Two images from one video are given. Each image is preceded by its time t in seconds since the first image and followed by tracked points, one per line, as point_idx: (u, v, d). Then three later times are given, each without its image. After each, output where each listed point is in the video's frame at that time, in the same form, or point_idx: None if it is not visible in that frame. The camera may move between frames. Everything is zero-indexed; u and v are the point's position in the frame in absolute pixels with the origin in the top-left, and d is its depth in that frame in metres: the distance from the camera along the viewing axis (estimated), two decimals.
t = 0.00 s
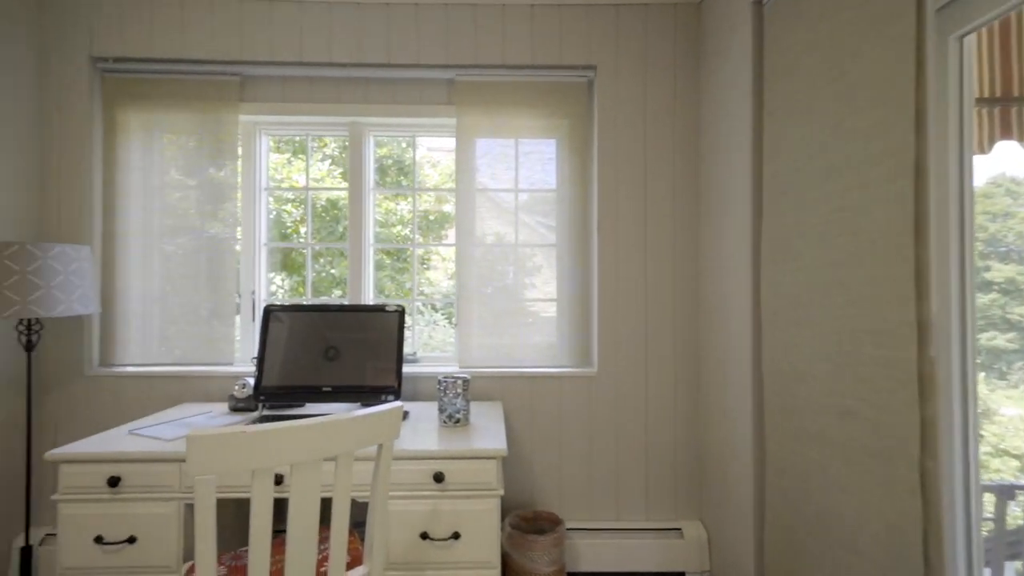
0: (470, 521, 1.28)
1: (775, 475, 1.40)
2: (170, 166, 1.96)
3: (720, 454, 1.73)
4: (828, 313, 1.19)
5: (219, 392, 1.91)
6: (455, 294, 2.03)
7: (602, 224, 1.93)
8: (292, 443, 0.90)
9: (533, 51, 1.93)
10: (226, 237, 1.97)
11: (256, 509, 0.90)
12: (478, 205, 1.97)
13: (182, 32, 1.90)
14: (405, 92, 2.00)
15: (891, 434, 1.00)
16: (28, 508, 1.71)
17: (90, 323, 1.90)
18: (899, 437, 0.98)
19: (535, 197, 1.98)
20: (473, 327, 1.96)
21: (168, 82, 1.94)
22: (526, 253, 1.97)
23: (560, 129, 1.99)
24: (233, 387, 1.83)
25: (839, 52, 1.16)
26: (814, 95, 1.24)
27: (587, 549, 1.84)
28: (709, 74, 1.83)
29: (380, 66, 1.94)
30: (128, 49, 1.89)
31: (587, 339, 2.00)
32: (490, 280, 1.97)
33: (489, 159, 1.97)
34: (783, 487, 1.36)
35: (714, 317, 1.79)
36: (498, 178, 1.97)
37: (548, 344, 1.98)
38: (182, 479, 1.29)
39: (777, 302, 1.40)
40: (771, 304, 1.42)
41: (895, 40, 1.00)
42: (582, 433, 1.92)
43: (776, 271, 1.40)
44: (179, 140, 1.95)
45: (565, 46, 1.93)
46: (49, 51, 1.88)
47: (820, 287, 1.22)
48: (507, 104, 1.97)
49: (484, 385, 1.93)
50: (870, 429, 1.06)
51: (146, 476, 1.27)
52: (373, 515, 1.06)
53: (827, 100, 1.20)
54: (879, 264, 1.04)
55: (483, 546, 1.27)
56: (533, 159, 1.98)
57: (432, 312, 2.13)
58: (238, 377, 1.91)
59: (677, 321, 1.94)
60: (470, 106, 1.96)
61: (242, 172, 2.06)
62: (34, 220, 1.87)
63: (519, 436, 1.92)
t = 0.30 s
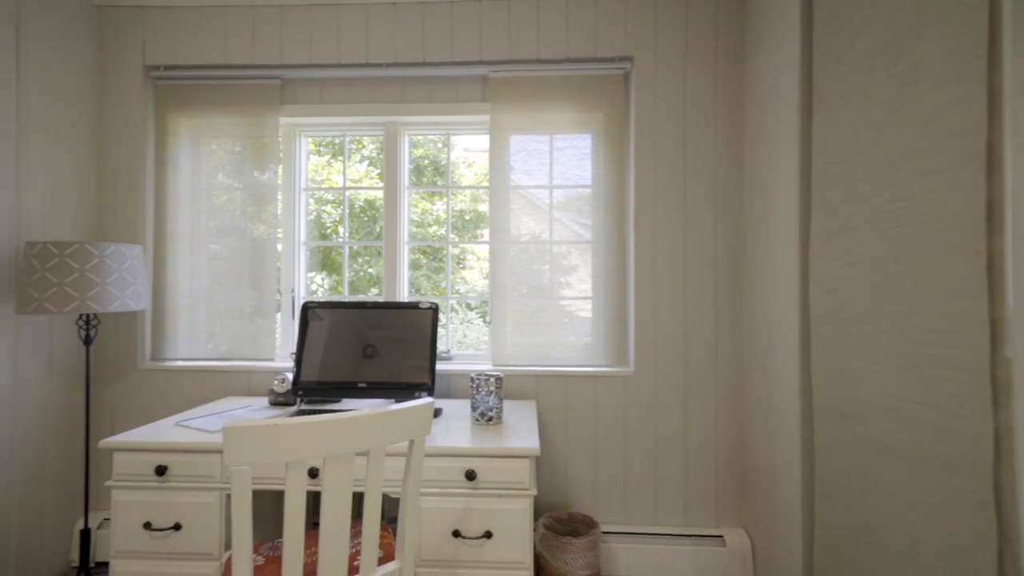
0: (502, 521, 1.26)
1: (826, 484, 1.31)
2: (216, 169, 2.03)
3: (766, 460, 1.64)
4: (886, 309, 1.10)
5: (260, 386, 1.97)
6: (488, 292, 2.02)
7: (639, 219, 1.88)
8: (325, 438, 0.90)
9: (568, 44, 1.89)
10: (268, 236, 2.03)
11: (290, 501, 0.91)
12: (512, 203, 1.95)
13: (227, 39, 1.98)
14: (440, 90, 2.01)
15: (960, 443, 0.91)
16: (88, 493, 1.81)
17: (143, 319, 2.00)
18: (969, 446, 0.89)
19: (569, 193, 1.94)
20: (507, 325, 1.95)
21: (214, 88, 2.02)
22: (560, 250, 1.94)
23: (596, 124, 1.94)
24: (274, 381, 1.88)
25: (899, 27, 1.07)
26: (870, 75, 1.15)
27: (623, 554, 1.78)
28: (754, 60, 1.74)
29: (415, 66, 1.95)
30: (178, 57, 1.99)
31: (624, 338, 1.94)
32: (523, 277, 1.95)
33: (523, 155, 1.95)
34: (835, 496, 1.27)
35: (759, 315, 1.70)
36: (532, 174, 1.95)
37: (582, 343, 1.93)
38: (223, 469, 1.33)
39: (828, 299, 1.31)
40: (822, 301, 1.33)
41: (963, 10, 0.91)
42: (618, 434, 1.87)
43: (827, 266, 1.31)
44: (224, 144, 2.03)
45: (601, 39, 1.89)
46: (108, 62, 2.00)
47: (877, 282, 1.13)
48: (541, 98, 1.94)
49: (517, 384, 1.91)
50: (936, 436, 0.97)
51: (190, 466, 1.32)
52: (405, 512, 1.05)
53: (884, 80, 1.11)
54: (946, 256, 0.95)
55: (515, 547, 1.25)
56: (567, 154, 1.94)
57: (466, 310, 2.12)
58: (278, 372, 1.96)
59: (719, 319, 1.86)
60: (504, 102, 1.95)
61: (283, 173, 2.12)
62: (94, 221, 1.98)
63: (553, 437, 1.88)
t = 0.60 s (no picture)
0: (534, 520, 1.25)
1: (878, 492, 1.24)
2: (258, 171, 2.11)
3: (811, 466, 1.57)
4: (946, 307, 1.02)
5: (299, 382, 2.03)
6: (520, 290, 2.01)
7: (675, 216, 1.83)
8: (360, 432, 0.92)
9: (601, 38, 1.86)
10: (306, 236, 2.09)
11: (326, 493, 0.93)
12: (543, 200, 1.93)
13: (267, 45, 2.05)
14: (472, 89, 2.01)
15: None
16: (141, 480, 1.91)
17: (191, 316, 2.10)
18: None
19: (602, 189, 1.91)
20: (539, 323, 1.94)
21: (256, 93, 2.09)
22: (593, 248, 1.91)
23: (630, 118, 1.89)
24: (311, 377, 1.93)
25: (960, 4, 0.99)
26: (927, 57, 1.08)
27: (658, 558, 1.74)
28: (798, 46, 1.67)
29: (447, 65, 1.96)
30: (222, 65, 2.07)
31: (659, 337, 1.90)
32: (555, 275, 1.93)
33: (555, 152, 1.93)
34: (887, 505, 1.20)
35: (804, 314, 1.62)
36: (564, 171, 1.93)
37: (616, 342, 1.90)
38: (263, 461, 1.37)
39: (880, 296, 1.24)
40: (873, 299, 1.26)
41: None
42: (653, 435, 1.82)
43: (878, 261, 1.24)
44: (265, 148, 2.10)
45: (635, 31, 1.85)
46: (158, 71, 2.10)
47: (935, 277, 1.05)
48: (573, 94, 1.91)
49: (549, 383, 1.89)
50: (1003, 444, 0.89)
51: (232, 457, 1.37)
52: (437, 507, 1.06)
53: (944, 62, 1.03)
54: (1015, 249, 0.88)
55: (547, 547, 1.23)
56: (600, 150, 1.91)
57: (498, 309, 2.12)
58: (316, 368, 2.01)
59: (760, 318, 1.78)
60: (536, 99, 1.93)
61: (320, 175, 2.18)
62: (146, 222, 2.09)
63: (586, 436, 1.86)
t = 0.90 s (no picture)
0: (571, 521, 1.23)
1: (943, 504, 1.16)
2: (301, 174, 2.18)
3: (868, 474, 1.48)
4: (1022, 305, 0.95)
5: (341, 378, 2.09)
6: (556, 289, 2.00)
7: (717, 212, 1.77)
8: (400, 428, 0.93)
9: (639, 32, 1.83)
10: (347, 236, 2.15)
11: (368, 487, 0.95)
12: (580, 198, 1.91)
13: (310, 52, 2.12)
14: (507, 88, 2.01)
15: None
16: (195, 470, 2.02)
17: (240, 313, 2.19)
18: None
19: (640, 186, 1.87)
20: (576, 322, 1.92)
21: (299, 98, 2.17)
22: (631, 246, 1.87)
23: (670, 112, 1.85)
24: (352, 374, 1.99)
25: None
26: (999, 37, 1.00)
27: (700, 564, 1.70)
28: (851, 32, 1.58)
29: (483, 64, 1.97)
30: (268, 73, 2.15)
31: (700, 338, 1.84)
32: (591, 274, 1.91)
33: (592, 149, 1.91)
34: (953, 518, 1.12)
35: (858, 314, 1.54)
36: (601, 168, 1.90)
37: (654, 342, 1.86)
38: (308, 454, 1.42)
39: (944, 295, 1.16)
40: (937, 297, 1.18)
41: None
42: (694, 438, 1.77)
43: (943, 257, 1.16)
44: (309, 151, 2.17)
45: (674, 23, 1.80)
46: (211, 81, 2.21)
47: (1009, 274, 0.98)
48: (609, 90, 1.88)
49: (586, 383, 1.87)
50: None
51: (279, 449, 1.43)
52: (475, 505, 1.07)
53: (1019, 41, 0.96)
54: None
55: (585, 548, 1.22)
56: (638, 146, 1.87)
57: (533, 308, 2.11)
58: (356, 365, 2.07)
59: (809, 318, 1.71)
60: (573, 96, 1.92)
61: (360, 177, 2.23)
62: (200, 224, 2.21)
63: (624, 437, 1.83)
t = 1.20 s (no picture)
0: (614, 524, 1.21)
1: None
2: (344, 177, 2.25)
3: (937, 486, 1.39)
4: None
5: (382, 376, 2.14)
6: (595, 288, 1.97)
7: (766, 208, 1.70)
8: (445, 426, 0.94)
9: (682, 24, 1.78)
10: (387, 237, 2.19)
11: (413, 483, 0.97)
12: (620, 195, 1.88)
13: (353, 58, 2.17)
14: (545, 86, 2.00)
15: None
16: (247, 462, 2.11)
17: (287, 312, 2.27)
18: None
19: (684, 182, 1.82)
20: (616, 322, 1.89)
21: (342, 103, 2.23)
22: (673, 243, 1.82)
23: (714, 105, 1.79)
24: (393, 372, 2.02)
25: None
26: None
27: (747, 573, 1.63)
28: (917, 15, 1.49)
29: (522, 63, 1.97)
30: (314, 79, 2.22)
31: (747, 339, 1.77)
32: (631, 273, 1.87)
33: (633, 145, 1.87)
34: None
35: (925, 314, 1.45)
36: (641, 165, 1.86)
37: (698, 343, 1.80)
38: (352, 449, 1.45)
39: None
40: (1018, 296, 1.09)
41: None
42: (740, 443, 1.71)
43: None
44: (351, 155, 2.23)
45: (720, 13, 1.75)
46: (260, 89, 2.31)
47: None
48: (651, 85, 1.84)
49: (627, 384, 1.84)
50: None
51: (325, 444, 1.47)
52: (517, 504, 1.06)
53: None
54: None
55: (629, 552, 1.19)
56: (680, 141, 1.82)
57: (571, 308, 2.09)
58: (397, 363, 2.10)
59: (868, 319, 1.61)
60: (613, 91, 1.89)
61: (400, 178, 2.27)
62: (250, 227, 2.30)
63: (667, 440, 1.78)
